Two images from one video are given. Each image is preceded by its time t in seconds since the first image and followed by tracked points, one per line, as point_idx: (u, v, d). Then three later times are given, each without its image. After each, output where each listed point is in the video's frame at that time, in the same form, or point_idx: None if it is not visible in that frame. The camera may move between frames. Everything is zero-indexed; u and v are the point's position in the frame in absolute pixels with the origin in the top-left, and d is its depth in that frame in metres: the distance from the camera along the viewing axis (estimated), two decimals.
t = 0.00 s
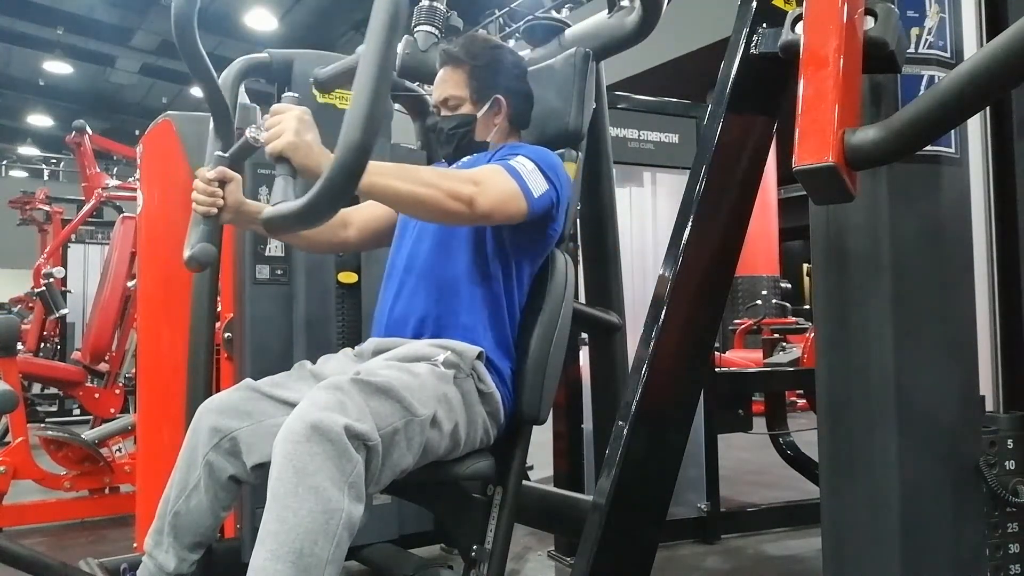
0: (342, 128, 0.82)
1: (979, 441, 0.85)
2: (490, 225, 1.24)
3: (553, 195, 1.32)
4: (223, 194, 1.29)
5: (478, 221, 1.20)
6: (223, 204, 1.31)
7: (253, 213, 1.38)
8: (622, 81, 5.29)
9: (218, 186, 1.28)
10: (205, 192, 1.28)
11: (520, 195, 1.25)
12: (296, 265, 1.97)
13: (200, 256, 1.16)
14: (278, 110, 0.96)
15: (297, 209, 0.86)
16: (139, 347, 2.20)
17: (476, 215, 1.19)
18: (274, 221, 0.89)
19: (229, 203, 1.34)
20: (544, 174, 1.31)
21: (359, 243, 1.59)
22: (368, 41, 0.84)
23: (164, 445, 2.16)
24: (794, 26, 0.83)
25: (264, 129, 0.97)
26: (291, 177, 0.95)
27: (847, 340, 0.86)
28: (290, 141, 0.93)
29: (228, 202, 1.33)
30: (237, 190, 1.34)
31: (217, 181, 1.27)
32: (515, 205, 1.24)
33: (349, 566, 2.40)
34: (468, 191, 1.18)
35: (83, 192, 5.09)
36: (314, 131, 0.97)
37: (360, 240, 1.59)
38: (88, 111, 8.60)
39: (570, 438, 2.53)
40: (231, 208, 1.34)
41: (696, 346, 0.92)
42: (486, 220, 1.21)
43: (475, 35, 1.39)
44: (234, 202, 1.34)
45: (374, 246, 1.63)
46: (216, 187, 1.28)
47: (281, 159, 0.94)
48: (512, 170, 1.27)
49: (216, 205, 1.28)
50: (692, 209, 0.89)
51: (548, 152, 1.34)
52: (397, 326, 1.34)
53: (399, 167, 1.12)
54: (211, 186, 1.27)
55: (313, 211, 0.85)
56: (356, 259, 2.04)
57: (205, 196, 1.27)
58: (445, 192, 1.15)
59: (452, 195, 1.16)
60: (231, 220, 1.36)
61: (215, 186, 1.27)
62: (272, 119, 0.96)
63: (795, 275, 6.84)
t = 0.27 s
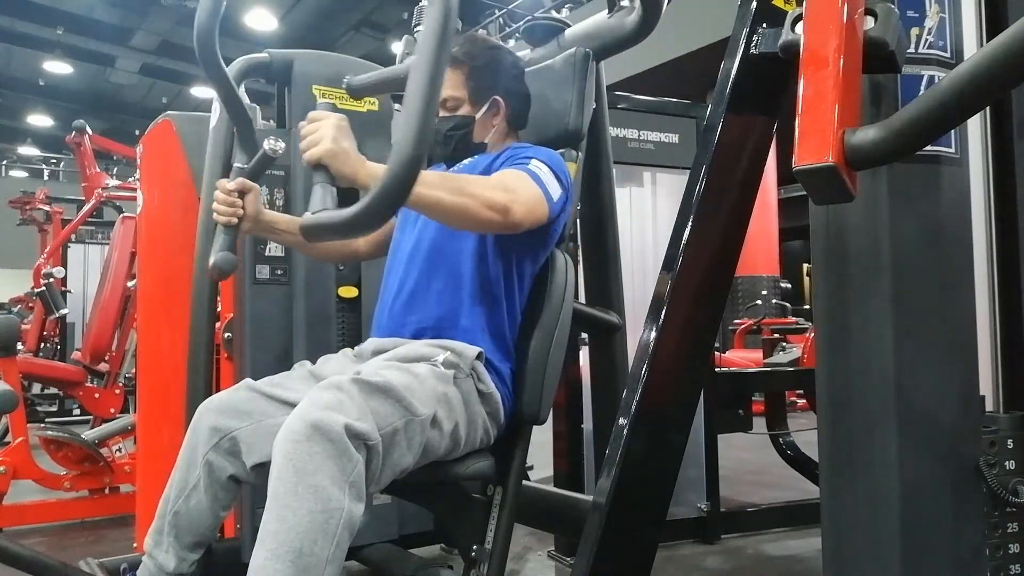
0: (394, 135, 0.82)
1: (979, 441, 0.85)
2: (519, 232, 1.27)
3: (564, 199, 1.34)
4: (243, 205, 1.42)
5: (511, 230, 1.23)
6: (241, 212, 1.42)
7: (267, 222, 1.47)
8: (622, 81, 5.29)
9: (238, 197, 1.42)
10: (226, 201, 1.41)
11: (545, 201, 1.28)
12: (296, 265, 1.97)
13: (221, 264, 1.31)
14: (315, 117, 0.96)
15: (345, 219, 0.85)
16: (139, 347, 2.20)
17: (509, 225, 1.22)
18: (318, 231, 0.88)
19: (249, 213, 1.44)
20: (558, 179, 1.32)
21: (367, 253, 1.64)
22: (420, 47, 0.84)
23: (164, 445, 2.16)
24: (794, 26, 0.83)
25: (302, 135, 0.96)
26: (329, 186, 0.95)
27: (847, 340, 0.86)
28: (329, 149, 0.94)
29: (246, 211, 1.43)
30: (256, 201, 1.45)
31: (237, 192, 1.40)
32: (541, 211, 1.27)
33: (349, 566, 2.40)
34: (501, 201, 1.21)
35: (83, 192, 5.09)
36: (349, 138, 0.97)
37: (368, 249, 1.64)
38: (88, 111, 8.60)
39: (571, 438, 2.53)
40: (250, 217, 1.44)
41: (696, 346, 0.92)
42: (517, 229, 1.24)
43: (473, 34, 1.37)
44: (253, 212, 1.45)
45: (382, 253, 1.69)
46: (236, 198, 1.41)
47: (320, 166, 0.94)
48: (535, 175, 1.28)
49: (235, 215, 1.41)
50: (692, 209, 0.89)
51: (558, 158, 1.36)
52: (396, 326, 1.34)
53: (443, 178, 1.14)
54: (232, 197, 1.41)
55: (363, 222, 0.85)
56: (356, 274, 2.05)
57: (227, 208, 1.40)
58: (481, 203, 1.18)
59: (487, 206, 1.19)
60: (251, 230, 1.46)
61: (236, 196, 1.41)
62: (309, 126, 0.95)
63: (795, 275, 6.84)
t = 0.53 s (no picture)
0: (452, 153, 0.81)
1: (979, 441, 0.85)
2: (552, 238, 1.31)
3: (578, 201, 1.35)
4: (264, 214, 1.44)
5: (546, 237, 1.27)
6: (261, 221, 1.43)
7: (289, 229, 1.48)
8: (622, 81, 5.29)
9: (258, 207, 1.43)
10: (246, 211, 1.42)
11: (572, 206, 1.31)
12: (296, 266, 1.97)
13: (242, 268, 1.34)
14: (358, 127, 0.96)
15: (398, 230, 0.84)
16: (139, 347, 2.20)
17: (546, 231, 1.25)
18: (368, 239, 0.86)
19: (269, 222, 1.45)
20: (574, 182, 1.34)
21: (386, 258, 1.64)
22: (475, 63, 0.83)
23: (164, 445, 2.16)
24: (794, 26, 0.83)
25: (345, 144, 0.96)
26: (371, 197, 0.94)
27: (847, 340, 0.86)
28: (373, 159, 0.94)
29: (266, 220, 1.44)
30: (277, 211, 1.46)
31: (257, 201, 1.42)
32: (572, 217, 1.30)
33: (349, 566, 2.40)
34: (538, 209, 1.24)
35: (83, 192, 5.09)
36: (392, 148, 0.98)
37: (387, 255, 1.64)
38: (88, 111, 8.60)
39: (571, 438, 2.53)
40: (270, 226, 1.45)
41: (696, 347, 0.92)
42: (552, 235, 1.28)
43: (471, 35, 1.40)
44: (273, 221, 1.45)
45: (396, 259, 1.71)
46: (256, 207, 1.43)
47: (364, 175, 0.94)
48: (562, 180, 1.31)
49: (255, 224, 1.42)
50: (692, 209, 0.90)
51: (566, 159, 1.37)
52: (396, 324, 1.35)
53: (489, 188, 1.19)
54: (251, 207, 1.42)
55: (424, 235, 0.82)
56: (356, 288, 2.04)
57: (247, 218, 1.42)
58: (518, 211, 1.22)
59: (525, 214, 1.22)
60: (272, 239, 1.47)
61: (256, 206, 1.42)
62: (352, 136, 0.96)
63: (795, 275, 6.84)
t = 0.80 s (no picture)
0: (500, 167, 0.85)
1: (979, 440, 0.85)
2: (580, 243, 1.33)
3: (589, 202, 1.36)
4: (283, 223, 1.57)
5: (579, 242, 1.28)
6: (282, 230, 1.56)
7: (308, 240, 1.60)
8: (622, 81, 5.29)
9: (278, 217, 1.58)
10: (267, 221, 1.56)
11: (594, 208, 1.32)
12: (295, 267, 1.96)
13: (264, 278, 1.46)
14: (398, 136, 0.95)
15: (444, 242, 0.86)
16: (139, 347, 2.20)
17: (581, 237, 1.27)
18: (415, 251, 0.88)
19: (289, 231, 1.59)
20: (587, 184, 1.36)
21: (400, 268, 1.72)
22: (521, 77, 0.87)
23: (164, 445, 2.16)
24: (794, 26, 0.83)
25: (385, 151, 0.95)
26: (412, 206, 0.92)
27: (847, 340, 0.86)
28: (415, 170, 0.93)
29: (286, 229, 1.57)
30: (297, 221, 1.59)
31: (277, 212, 1.57)
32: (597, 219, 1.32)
33: (349, 566, 2.40)
34: (572, 215, 1.25)
35: (83, 192, 5.09)
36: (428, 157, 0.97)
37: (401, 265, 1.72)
38: (88, 111, 8.59)
39: (571, 438, 2.53)
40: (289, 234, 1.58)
41: (696, 346, 0.92)
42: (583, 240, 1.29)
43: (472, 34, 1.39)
44: (292, 230, 1.59)
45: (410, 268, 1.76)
46: (276, 217, 1.57)
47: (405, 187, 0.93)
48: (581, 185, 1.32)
49: (275, 233, 1.55)
50: (692, 209, 0.89)
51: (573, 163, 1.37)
52: (396, 325, 1.35)
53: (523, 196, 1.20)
54: (271, 216, 1.57)
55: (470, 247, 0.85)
56: (356, 303, 2.05)
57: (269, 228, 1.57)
58: (552, 217, 1.23)
59: (559, 221, 1.24)
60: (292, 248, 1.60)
61: (276, 216, 1.57)
62: (393, 146, 0.94)
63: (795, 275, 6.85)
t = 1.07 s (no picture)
0: (537, 179, 0.94)
1: (979, 440, 0.85)
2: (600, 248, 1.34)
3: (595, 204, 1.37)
4: (301, 231, 1.68)
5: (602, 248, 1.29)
6: (299, 237, 1.67)
7: (324, 245, 1.70)
8: (622, 81, 5.29)
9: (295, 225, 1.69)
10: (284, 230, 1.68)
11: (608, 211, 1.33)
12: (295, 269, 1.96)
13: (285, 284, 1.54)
14: (429, 145, 1.03)
15: (479, 248, 0.93)
16: (139, 347, 2.20)
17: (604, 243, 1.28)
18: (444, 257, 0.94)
19: (306, 238, 1.69)
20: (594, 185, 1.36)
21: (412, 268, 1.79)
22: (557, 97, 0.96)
23: (164, 445, 2.16)
24: (794, 26, 0.83)
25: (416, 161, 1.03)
26: (443, 214, 1.00)
27: (848, 340, 0.86)
28: (445, 179, 1.01)
29: (303, 236, 1.68)
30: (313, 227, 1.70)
31: (294, 220, 1.67)
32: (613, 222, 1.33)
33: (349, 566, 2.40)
34: (596, 222, 1.25)
35: (83, 192, 5.09)
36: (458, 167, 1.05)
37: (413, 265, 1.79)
38: (88, 111, 8.59)
39: (571, 437, 2.53)
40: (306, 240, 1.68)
41: (696, 346, 0.92)
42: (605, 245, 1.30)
43: (471, 35, 1.39)
44: (309, 237, 1.69)
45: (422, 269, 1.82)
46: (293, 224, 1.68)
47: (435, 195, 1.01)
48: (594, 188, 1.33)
49: (292, 239, 1.66)
50: (692, 209, 0.90)
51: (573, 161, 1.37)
52: (396, 326, 1.35)
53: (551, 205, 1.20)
54: (288, 224, 1.67)
55: (508, 252, 0.93)
56: (355, 313, 2.04)
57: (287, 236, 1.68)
58: (577, 225, 1.24)
59: (586, 228, 1.24)
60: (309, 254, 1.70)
61: (293, 224, 1.68)
62: (424, 155, 1.02)
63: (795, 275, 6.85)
